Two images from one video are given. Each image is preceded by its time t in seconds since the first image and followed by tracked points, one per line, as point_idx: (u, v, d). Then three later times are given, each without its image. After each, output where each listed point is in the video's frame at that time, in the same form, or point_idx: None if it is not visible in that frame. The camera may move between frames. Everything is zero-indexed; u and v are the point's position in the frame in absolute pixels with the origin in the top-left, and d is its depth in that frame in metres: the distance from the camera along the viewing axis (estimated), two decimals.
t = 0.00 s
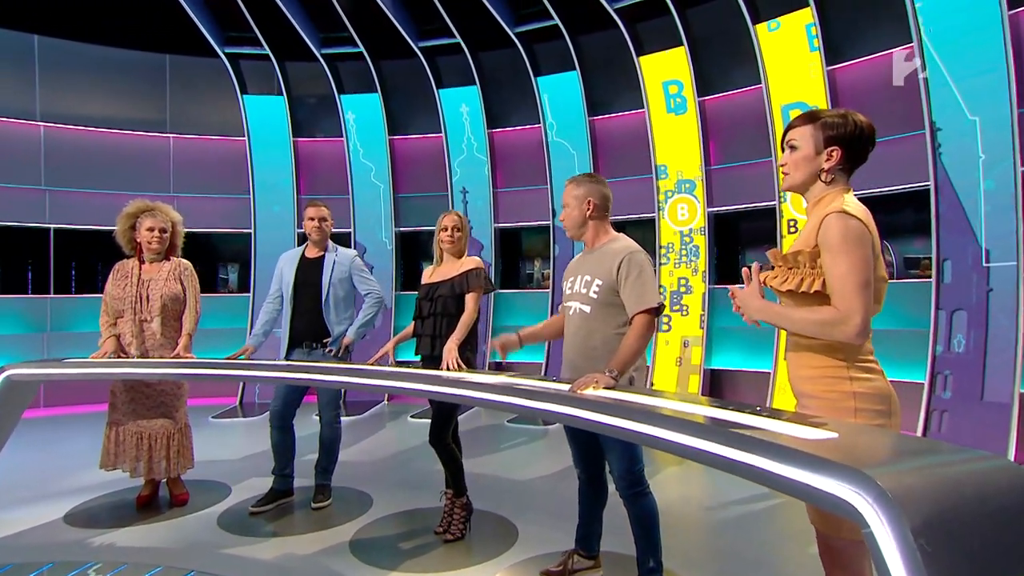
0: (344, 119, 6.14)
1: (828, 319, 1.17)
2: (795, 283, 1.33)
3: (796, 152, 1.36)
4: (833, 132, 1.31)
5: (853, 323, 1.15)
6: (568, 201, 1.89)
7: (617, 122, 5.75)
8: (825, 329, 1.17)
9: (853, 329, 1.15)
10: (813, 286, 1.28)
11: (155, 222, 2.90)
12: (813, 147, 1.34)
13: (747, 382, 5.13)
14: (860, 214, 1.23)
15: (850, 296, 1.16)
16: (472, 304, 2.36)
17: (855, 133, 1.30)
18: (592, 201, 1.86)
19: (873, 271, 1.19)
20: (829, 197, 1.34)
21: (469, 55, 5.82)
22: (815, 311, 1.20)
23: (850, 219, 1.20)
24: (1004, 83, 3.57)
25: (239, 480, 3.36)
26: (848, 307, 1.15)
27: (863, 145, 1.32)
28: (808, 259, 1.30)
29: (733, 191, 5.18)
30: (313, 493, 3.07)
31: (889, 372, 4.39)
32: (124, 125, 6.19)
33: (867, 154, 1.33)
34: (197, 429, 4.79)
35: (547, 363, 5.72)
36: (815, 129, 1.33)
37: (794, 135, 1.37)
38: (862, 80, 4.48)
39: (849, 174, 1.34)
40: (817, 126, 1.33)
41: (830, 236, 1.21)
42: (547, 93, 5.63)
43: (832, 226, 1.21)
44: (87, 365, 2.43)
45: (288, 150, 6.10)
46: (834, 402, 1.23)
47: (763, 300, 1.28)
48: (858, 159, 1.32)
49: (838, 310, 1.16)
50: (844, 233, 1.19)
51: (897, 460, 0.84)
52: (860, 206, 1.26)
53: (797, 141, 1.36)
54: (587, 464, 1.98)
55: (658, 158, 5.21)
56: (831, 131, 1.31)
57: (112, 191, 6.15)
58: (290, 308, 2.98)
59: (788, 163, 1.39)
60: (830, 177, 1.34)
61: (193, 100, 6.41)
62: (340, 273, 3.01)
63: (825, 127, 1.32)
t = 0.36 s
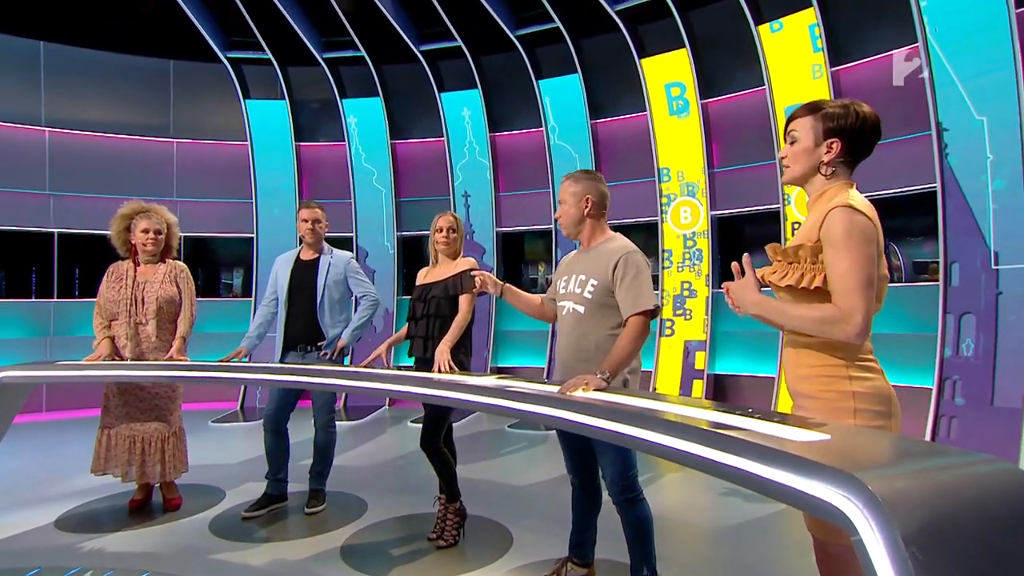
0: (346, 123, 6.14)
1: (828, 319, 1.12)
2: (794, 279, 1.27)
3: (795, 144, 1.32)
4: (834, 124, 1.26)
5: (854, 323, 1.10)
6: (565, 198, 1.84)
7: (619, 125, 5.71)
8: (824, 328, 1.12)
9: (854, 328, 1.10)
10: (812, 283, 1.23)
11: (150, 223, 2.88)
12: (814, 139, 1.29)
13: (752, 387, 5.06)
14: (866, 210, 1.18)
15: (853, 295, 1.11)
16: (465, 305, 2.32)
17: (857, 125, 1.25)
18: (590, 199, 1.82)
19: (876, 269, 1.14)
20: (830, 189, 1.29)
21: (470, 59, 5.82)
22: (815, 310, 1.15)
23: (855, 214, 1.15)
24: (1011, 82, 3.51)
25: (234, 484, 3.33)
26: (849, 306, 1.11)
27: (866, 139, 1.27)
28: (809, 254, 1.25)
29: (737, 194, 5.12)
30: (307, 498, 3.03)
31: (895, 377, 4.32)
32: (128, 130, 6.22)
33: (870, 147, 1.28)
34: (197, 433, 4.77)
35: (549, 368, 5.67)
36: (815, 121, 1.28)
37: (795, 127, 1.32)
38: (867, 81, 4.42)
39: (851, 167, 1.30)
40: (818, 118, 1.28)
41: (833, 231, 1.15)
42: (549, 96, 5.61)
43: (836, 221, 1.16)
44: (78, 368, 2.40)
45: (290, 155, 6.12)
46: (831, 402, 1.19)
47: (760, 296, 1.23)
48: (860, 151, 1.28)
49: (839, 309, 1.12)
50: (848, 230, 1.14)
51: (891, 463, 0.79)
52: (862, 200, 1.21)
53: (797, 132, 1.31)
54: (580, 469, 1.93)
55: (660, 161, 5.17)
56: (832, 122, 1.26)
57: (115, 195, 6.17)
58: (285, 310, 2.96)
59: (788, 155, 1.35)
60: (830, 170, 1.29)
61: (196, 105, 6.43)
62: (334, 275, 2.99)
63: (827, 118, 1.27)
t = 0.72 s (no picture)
0: (348, 128, 6.15)
1: (838, 325, 1.07)
2: (792, 278, 1.23)
3: (793, 133, 1.28)
4: (832, 113, 1.22)
5: (867, 330, 1.06)
6: (558, 196, 1.81)
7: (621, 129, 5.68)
8: (835, 337, 1.08)
9: (867, 336, 1.06)
10: (814, 283, 1.19)
11: (145, 226, 2.87)
12: (812, 128, 1.25)
13: (756, 393, 4.99)
14: (870, 208, 1.14)
15: (863, 300, 1.06)
16: (459, 307, 2.29)
17: (857, 115, 1.21)
18: (583, 197, 1.78)
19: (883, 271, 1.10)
20: (830, 182, 1.25)
21: (471, 63, 5.81)
22: (824, 317, 1.10)
23: (861, 214, 1.11)
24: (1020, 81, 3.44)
25: (228, 490, 3.29)
26: (860, 312, 1.06)
27: (866, 130, 1.23)
28: (809, 254, 1.20)
29: (739, 198, 5.08)
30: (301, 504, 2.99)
31: (899, 382, 4.26)
32: (131, 135, 6.24)
33: (871, 139, 1.25)
34: (196, 438, 4.75)
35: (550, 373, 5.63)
36: (814, 109, 1.24)
37: (795, 114, 1.28)
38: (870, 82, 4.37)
39: (850, 158, 1.26)
40: (818, 105, 1.24)
41: (838, 233, 1.11)
42: (550, 100, 5.59)
43: (841, 221, 1.11)
44: (68, 370, 2.38)
45: (292, 160, 6.13)
46: (831, 406, 1.14)
47: (763, 304, 1.19)
48: (859, 140, 1.24)
49: (850, 316, 1.07)
50: (853, 231, 1.10)
51: (885, 465, 0.75)
52: (864, 195, 1.17)
53: (796, 122, 1.27)
54: (573, 474, 1.89)
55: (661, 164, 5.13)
56: (831, 111, 1.22)
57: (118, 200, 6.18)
58: (281, 313, 2.93)
59: (785, 145, 1.31)
60: (827, 159, 1.26)
61: (199, 111, 6.46)
62: (331, 279, 2.96)
63: (825, 107, 1.23)
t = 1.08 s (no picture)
0: (351, 134, 6.16)
1: (824, 316, 1.03)
2: (785, 275, 1.19)
3: (785, 125, 1.25)
4: (824, 105, 1.19)
5: (850, 322, 1.01)
6: (552, 195, 1.78)
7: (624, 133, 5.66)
8: (818, 328, 1.04)
9: (849, 328, 1.02)
10: (806, 279, 1.15)
11: (143, 229, 2.87)
12: (803, 119, 1.22)
13: (762, 399, 4.92)
14: (862, 199, 1.09)
15: (847, 291, 1.02)
16: (455, 309, 2.26)
17: (850, 107, 1.18)
18: (577, 197, 1.75)
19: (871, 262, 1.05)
20: (823, 176, 1.21)
21: (474, 68, 5.81)
22: (810, 308, 1.07)
23: (848, 204, 1.07)
24: None
25: (226, 495, 3.26)
26: (844, 303, 1.02)
27: (860, 123, 1.19)
28: (800, 250, 1.16)
29: (744, 202, 5.03)
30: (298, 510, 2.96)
31: (907, 388, 4.19)
32: (136, 141, 6.28)
33: (866, 132, 1.21)
34: (197, 443, 4.73)
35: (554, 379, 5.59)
36: (807, 101, 1.22)
37: (785, 108, 1.25)
38: (876, 85, 4.33)
39: (842, 152, 1.22)
40: (808, 97, 1.22)
41: (825, 223, 1.07)
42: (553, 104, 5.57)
43: (827, 212, 1.08)
44: (64, 373, 2.37)
45: (296, 166, 6.14)
46: (829, 407, 1.10)
47: (750, 291, 1.18)
48: (853, 133, 1.20)
49: (834, 307, 1.03)
50: (840, 221, 1.06)
51: (885, 466, 0.71)
52: (856, 187, 1.13)
53: (787, 113, 1.24)
54: (571, 480, 1.86)
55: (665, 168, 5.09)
56: (822, 102, 1.20)
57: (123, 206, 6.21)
58: (279, 316, 2.92)
59: (777, 138, 1.28)
60: (820, 152, 1.22)
61: (204, 117, 6.49)
62: (330, 282, 2.94)
63: (817, 99, 1.20)
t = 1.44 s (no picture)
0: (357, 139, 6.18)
1: (805, 301, 1.01)
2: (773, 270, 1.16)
3: (761, 133, 1.23)
4: (795, 104, 1.17)
5: (832, 306, 0.99)
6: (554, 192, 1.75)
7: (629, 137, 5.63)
8: (799, 313, 1.02)
9: (831, 312, 0.99)
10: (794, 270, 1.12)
11: (146, 232, 2.88)
12: (778, 123, 1.20)
13: (770, 404, 4.85)
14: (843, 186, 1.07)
15: (828, 274, 1.00)
16: (456, 310, 2.24)
17: (820, 100, 1.16)
18: (583, 195, 1.73)
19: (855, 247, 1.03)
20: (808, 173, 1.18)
21: (479, 72, 5.81)
22: (792, 293, 1.04)
23: (826, 190, 1.04)
24: None
25: (227, 499, 3.25)
26: (825, 288, 0.99)
27: (835, 114, 1.17)
28: (786, 242, 1.14)
29: (750, 205, 4.99)
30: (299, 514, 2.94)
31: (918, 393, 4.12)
32: (145, 147, 6.33)
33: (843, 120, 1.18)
34: (202, 447, 4.73)
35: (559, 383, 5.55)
36: (775, 105, 1.19)
37: (756, 119, 1.23)
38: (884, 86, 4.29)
39: (825, 144, 1.19)
40: (778, 104, 1.19)
41: (805, 210, 1.05)
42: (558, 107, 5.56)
43: (807, 198, 1.05)
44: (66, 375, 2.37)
45: (302, 170, 6.17)
46: (828, 406, 1.06)
47: (734, 279, 1.16)
48: (830, 125, 1.18)
49: (815, 292, 1.01)
50: (820, 204, 1.03)
51: (890, 465, 0.67)
52: (839, 177, 1.10)
53: (760, 122, 1.22)
54: (572, 484, 1.83)
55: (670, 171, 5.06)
56: (791, 102, 1.17)
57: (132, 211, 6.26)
58: (281, 319, 2.91)
59: (757, 148, 1.25)
60: (803, 151, 1.19)
61: (211, 123, 6.54)
62: (332, 284, 2.93)
63: (785, 100, 1.18)
